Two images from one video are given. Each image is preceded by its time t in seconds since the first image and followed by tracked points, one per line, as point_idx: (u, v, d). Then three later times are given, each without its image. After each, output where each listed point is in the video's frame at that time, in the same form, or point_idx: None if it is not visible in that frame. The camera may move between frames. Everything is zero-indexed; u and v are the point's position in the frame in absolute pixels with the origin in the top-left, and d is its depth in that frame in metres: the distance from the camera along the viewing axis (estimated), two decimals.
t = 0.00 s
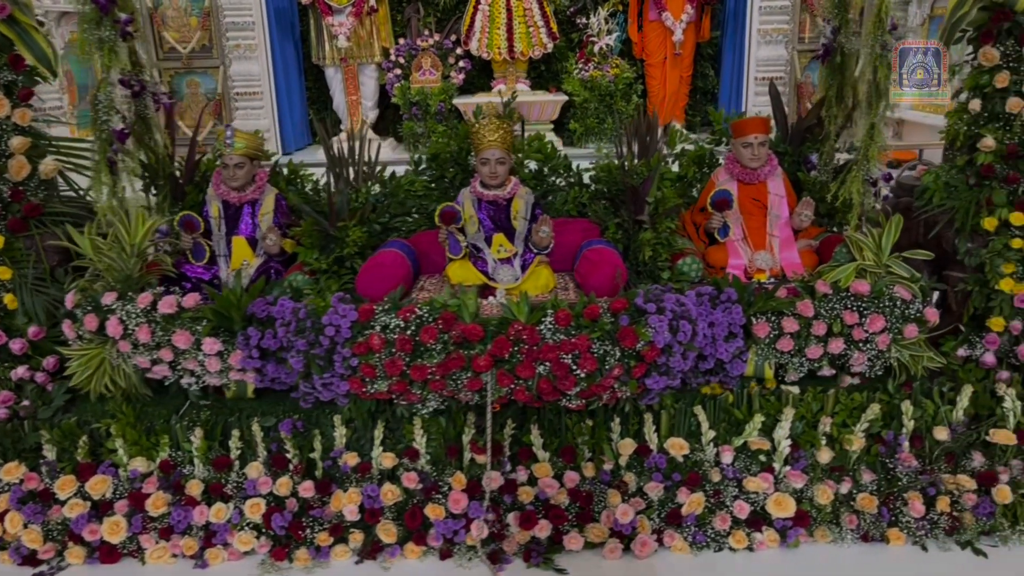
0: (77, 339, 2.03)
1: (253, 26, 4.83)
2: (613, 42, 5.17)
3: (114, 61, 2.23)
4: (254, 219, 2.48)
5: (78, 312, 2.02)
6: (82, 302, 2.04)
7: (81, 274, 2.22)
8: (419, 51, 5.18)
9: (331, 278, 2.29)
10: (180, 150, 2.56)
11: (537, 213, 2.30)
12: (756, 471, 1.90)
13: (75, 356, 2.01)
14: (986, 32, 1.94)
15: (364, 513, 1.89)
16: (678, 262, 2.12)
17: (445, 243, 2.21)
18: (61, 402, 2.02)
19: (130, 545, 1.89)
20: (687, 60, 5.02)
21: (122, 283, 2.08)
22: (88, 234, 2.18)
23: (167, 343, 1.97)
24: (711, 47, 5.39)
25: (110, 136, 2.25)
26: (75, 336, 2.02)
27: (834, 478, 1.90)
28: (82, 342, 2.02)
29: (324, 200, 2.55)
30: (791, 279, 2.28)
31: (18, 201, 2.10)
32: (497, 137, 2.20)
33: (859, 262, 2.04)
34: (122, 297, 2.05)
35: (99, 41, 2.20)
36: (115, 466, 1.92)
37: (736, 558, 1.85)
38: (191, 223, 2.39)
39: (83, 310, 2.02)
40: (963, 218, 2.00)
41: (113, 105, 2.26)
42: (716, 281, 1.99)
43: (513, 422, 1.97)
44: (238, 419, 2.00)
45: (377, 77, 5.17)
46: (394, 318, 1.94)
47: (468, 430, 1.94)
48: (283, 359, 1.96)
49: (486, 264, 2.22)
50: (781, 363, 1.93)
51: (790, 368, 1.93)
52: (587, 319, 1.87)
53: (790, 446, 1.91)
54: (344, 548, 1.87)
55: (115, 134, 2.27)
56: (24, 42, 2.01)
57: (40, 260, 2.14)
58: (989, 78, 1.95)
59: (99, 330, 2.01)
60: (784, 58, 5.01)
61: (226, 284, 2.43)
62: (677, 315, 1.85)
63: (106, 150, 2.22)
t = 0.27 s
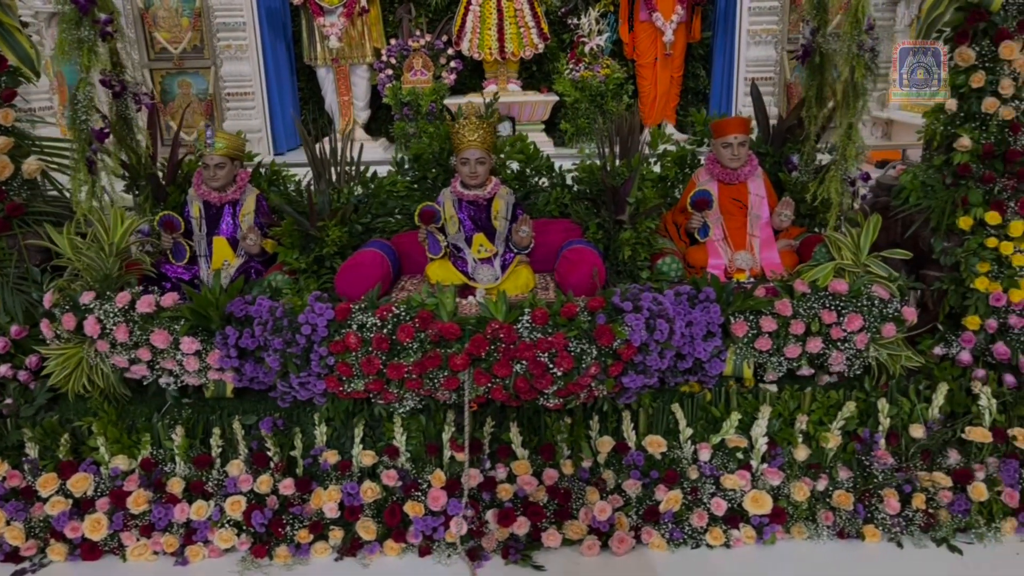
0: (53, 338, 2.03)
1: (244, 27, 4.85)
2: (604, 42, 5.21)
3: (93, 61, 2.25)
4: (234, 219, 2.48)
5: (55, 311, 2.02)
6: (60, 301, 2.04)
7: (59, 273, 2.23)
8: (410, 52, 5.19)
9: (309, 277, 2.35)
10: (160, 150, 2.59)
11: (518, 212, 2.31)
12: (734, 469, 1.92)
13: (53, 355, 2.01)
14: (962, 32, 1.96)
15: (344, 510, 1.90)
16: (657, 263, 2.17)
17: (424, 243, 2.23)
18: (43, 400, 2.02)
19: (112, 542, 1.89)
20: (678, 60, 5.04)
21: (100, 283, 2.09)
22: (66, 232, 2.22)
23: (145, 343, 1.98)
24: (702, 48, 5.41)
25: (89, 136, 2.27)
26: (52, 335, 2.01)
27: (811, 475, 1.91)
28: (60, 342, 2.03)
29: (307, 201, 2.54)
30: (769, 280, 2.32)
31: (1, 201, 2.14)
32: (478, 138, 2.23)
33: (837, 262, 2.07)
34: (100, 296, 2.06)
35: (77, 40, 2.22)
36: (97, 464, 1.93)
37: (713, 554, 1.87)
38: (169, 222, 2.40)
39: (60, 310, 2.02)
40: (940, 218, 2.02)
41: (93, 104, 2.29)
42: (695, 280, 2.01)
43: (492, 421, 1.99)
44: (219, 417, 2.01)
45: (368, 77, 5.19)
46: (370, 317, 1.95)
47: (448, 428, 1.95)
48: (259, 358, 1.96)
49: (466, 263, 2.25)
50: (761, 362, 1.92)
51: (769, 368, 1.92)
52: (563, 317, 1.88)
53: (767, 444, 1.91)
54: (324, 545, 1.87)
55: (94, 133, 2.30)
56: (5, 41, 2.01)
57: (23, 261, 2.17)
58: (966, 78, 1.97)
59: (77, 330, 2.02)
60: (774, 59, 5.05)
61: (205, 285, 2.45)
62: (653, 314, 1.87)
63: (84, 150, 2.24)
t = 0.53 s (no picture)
0: (48, 332, 2.06)
1: (238, 28, 4.88)
2: (596, 43, 5.27)
3: (86, 60, 2.31)
4: (226, 215, 2.52)
5: (49, 306, 2.05)
6: (54, 296, 2.07)
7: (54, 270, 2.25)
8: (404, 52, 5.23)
9: (299, 272, 2.39)
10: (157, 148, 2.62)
11: (503, 209, 2.39)
12: (714, 462, 1.94)
13: (45, 349, 2.03)
14: (938, 32, 1.98)
15: (330, 502, 1.93)
16: (638, 258, 2.21)
17: (411, 239, 2.33)
18: (34, 394, 2.06)
19: (100, 533, 1.92)
20: (670, 61, 5.08)
21: (93, 278, 2.10)
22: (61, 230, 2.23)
23: (138, 336, 2.01)
24: (695, 49, 5.45)
25: (82, 134, 2.33)
26: (46, 328, 2.04)
27: (790, 468, 1.95)
28: (53, 335, 2.06)
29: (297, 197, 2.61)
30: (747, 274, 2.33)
31: None
32: (463, 136, 2.29)
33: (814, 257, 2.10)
34: (94, 291, 2.08)
35: (71, 41, 2.27)
36: (87, 457, 1.96)
37: (692, 546, 1.90)
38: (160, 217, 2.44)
39: (54, 304, 2.05)
40: (916, 215, 2.05)
41: (87, 102, 2.35)
42: (674, 275, 2.05)
43: (476, 414, 2.02)
44: (206, 411, 2.02)
45: (363, 77, 5.22)
46: (357, 311, 1.97)
47: (432, 421, 1.97)
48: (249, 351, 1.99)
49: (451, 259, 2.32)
50: (738, 355, 1.98)
51: (746, 361, 1.98)
52: (544, 312, 1.91)
53: (746, 438, 1.95)
54: (310, 537, 1.90)
55: (87, 131, 2.35)
56: None
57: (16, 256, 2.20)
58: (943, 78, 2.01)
59: (70, 324, 2.04)
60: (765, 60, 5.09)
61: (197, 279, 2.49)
62: (632, 308, 1.91)
63: (77, 149, 2.31)
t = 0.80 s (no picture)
0: (45, 327, 2.13)
1: (232, 29, 4.92)
2: (588, 44, 5.31)
3: (79, 62, 2.31)
4: (217, 212, 2.56)
5: (46, 302, 2.12)
6: (50, 292, 2.13)
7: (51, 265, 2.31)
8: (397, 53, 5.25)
9: (288, 268, 2.43)
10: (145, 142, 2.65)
11: (487, 206, 2.43)
12: (693, 458, 1.97)
13: (43, 344, 2.11)
14: (916, 33, 2.00)
15: (313, 497, 1.94)
16: (618, 254, 2.24)
17: (396, 236, 2.36)
18: (22, 391, 2.10)
19: (85, 528, 1.94)
20: (661, 61, 5.09)
21: (88, 274, 2.16)
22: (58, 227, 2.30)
23: (132, 331, 2.07)
24: (688, 49, 5.47)
25: (77, 133, 2.35)
26: (44, 323, 2.12)
27: (768, 464, 1.96)
28: (51, 330, 2.13)
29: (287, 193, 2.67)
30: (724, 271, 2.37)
31: None
32: (448, 135, 2.32)
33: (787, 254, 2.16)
34: (89, 287, 2.14)
35: (63, 43, 2.28)
36: (73, 453, 1.97)
37: (671, 541, 1.92)
38: (153, 215, 2.46)
39: (51, 300, 2.12)
40: (894, 214, 2.07)
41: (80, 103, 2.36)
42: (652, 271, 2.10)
43: (458, 411, 2.04)
44: (192, 408, 2.04)
45: (357, 77, 5.25)
46: (343, 308, 2.01)
47: (414, 418, 1.99)
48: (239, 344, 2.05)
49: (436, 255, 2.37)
50: (712, 349, 2.03)
51: (720, 354, 2.03)
52: (524, 308, 1.97)
53: (724, 435, 1.97)
54: (293, 532, 1.92)
55: (80, 131, 2.37)
56: None
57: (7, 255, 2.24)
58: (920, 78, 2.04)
59: (67, 319, 2.12)
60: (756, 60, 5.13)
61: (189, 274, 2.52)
62: (609, 305, 1.96)
63: (71, 148, 2.33)
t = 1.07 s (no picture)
0: (35, 327, 2.19)
1: (221, 29, 4.93)
2: (579, 44, 5.33)
3: (63, 67, 2.33)
4: (203, 211, 2.54)
5: (35, 302, 2.18)
6: (38, 293, 2.20)
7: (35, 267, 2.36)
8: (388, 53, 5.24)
9: (271, 268, 2.42)
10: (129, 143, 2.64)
11: (468, 205, 2.44)
12: (669, 462, 1.96)
13: (33, 343, 2.18)
14: (893, 36, 2.01)
15: (288, 501, 1.93)
16: (595, 254, 2.29)
17: (377, 236, 2.37)
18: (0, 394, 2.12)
19: (61, 532, 1.93)
20: (652, 61, 5.08)
21: (77, 274, 2.23)
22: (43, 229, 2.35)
23: (120, 331, 2.15)
24: (679, 49, 5.47)
25: (61, 137, 2.39)
26: (34, 323, 2.18)
27: (744, 468, 1.97)
28: (40, 330, 2.20)
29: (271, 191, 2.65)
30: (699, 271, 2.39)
31: None
32: (428, 137, 2.33)
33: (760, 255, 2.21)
34: (77, 288, 2.21)
35: (47, 48, 2.30)
36: (49, 456, 1.97)
37: (646, 545, 1.92)
38: (139, 215, 2.48)
39: (40, 301, 2.18)
40: (871, 217, 2.07)
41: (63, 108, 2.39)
42: (627, 271, 2.15)
43: (435, 414, 2.03)
44: (167, 410, 2.04)
45: (348, 77, 5.23)
46: (324, 310, 2.05)
47: (391, 422, 1.98)
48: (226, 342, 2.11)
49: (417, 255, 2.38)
50: (685, 347, 2.10)
51: (693, 353, 2.09)
52: (500, 310, 2.01)
53: (701, 438, 1.96)
54: (269, 536, 1.92)
55: (66, 135, 2.40)
56: None
57: None
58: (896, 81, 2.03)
59: (55, 319, 2.18)
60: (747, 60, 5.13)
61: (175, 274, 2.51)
62: (583, 306, 2.01)
63: (57, 151, 2.37)
